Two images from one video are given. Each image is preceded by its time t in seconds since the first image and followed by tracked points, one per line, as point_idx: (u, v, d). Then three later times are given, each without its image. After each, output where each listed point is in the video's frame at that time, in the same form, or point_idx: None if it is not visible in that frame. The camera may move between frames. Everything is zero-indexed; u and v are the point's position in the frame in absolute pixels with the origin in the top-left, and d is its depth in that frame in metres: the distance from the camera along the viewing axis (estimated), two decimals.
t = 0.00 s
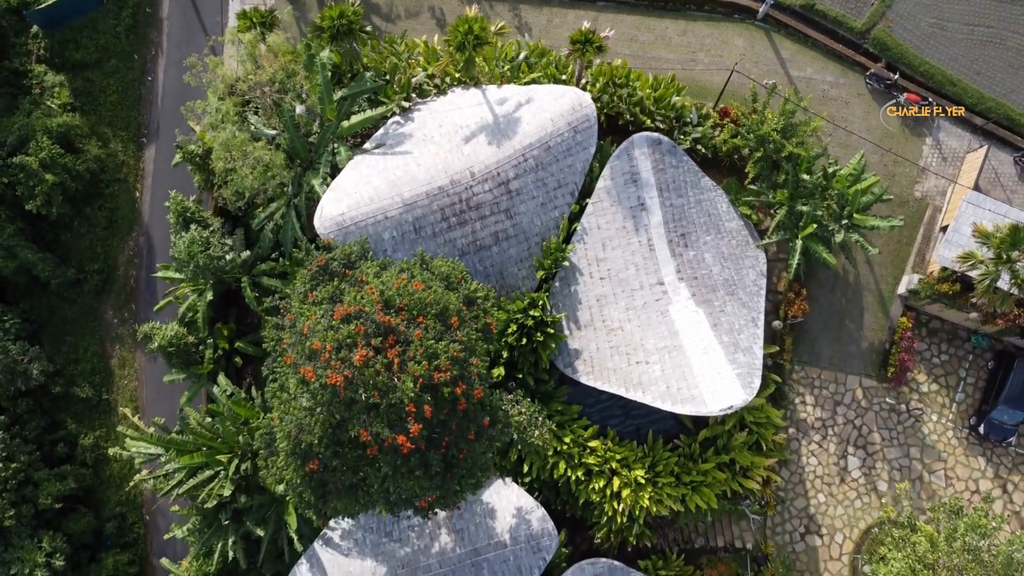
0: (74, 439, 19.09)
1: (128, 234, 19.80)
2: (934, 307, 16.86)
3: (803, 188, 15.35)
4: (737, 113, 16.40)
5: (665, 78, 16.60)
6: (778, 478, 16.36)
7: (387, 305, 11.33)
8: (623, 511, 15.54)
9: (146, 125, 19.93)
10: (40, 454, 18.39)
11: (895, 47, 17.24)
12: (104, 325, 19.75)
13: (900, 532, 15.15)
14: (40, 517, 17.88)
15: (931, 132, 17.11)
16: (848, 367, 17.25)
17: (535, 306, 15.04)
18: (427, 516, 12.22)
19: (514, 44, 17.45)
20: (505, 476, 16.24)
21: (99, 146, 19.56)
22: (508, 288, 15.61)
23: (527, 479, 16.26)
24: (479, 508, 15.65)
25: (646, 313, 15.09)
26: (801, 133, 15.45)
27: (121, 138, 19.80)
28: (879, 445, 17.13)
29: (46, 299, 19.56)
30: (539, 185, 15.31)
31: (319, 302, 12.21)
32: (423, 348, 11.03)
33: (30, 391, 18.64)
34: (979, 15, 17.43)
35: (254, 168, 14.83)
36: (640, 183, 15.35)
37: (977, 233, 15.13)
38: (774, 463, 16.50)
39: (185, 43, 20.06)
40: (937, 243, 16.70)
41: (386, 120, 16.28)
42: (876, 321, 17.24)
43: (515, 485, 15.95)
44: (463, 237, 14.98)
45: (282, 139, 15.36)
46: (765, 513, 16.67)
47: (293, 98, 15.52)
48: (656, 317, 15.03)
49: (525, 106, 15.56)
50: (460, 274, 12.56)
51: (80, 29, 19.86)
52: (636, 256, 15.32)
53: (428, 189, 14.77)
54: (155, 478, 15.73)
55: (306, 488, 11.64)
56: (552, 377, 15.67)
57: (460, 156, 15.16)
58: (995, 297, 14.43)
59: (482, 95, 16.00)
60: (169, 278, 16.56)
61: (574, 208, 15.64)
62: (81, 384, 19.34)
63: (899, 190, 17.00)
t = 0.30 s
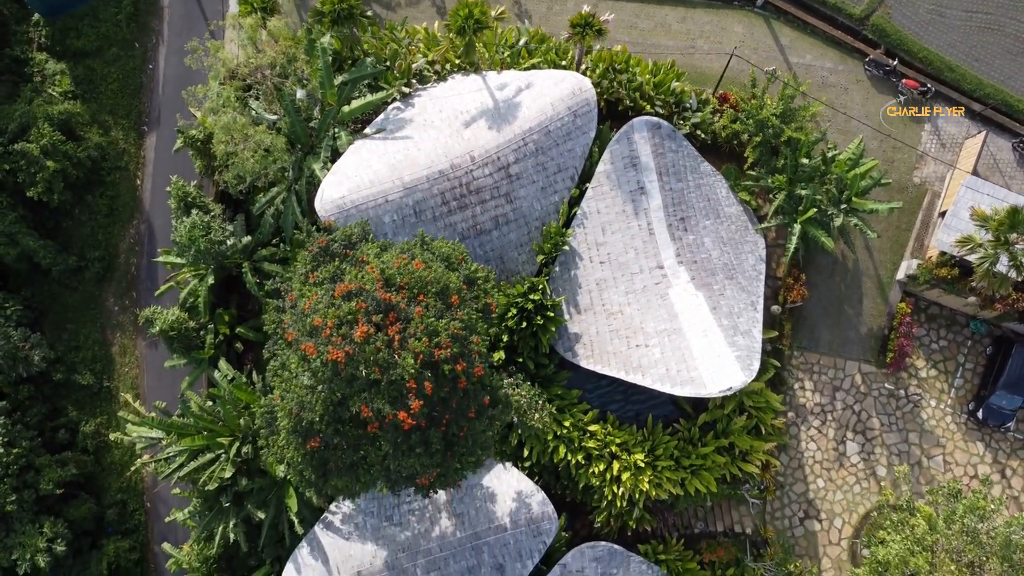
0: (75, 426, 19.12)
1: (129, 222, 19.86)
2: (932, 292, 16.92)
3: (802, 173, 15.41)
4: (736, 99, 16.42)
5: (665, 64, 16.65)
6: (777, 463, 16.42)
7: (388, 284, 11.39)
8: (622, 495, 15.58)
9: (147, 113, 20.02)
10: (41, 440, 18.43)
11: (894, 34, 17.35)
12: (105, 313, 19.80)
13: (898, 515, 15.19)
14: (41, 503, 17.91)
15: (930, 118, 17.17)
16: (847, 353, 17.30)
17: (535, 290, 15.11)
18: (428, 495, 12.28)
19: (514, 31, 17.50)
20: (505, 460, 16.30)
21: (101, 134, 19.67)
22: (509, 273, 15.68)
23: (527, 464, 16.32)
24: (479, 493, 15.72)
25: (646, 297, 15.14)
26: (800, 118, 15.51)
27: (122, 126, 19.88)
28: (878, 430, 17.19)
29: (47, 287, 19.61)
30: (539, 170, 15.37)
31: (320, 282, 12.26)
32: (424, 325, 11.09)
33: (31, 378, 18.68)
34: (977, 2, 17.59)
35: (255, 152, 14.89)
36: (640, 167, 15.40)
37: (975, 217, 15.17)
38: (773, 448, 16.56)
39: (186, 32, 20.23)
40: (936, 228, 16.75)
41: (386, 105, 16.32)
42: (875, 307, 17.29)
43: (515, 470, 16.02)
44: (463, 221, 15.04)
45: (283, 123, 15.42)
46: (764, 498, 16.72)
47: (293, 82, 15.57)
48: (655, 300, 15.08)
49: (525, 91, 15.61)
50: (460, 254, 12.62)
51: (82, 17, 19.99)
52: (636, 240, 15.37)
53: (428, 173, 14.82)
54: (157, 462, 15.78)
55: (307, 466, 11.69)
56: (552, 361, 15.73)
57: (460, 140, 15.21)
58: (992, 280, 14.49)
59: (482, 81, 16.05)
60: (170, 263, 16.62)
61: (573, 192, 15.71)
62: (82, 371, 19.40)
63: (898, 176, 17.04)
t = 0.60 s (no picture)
0: (76, 413, 19.14)
1: (130, 209, 19.92)
2: (932, 277, 16.97)
3: (801, 157, 15.48)
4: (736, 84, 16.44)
5: (664, 49, 16.69)
6: (777, 447, 16.44)
7: (389, 261, 11.43)
8: (622, 479, 15.61)
9: (148, 101, 20.11)
10: (42, 426, 18.43)
11: (893, 19, 17.44)
12: (106, 300, 19.85)
13: (898, 498, 15.22)
14: (42, 488, 17.91)
15: (928, 104, 17.25)
16: (847, 338, 17.34)
17: (535, 274, 15.16)
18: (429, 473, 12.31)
19: (514, 17, 17.55)
20: (505, 445, 16.31)
21: (101, 121, 19.73)
22: (509, 258, 15.72)
23: (527, 448, 16.33)
24: (479, 477, 15.73)
25: (646, 280, 15.18)
26: (800, 102, 15.56)
27: (123, 114, 19.97)
28: (877, 415, 17.22)
29: (48, 274, 19.65)
30: (539, 154, 15.42)
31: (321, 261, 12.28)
32: (425, 302, 11.12)
33: (32, 364, 18.70)
34: None
35: (256, 135, 14.94)
36: (640, 150, 15.45)
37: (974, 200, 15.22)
38: (773, 432, 16.60)
39: (186, 18, 20.40)
40: (935, 213, 16.80)
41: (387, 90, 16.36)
42: (875, 292, 17.33)
43: (515, 454, 16.02)
44: (463, 205, 15.07)
45: (284, 107, 15.47)
46: (764, 482, 16.75)
47: (295, 66, 15.62)
48: (655, 283, 15.11)
49: (526, 75, 15.65)
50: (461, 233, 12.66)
51: (82, 4, 20.21)
52: (636, 223, 15.42)
53: (428, 156, 14.85)
54: (157, 446, 15.80)
55: (308, 444, 11.70)
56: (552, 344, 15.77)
57: (461, 124, 15.26)
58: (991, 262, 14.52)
59: (482, 66, 16.10)
60: (171, 248, 16.67)
61: (573, 176, 15.77)
62: (83, 358, 19.43)
63: (897, 160, 17.13)
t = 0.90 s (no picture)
0: (77, 399, 19.16)
1: (131, 196, 19.96)
2: (931, 262, 17.00)
3: (801, 140, 15.52)
4: (736, 68, 16.46)
5: (664, 33, 16.74)
6: (777, 431, 16.47)
7: (389, 238, 11.46)
8: (623, 462, 15.63)
9: (149, 88, 20.16)
10: (43, 411, 18.47)
11: (893, 5, 17.67)
12: (107, 287, 19.89)
13: (898, 481, 15.24)
14: (43, 473, 17.95)
15: (928, 89, 17.32)
16: (846, 323, 17.37)
17: (535, 258, 15.21)
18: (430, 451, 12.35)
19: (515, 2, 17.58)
20: (506, 429, 16.33)
21: (103, 108, 19.77)
22: (510, 241, 15.76)
23: (528, 432, 16.33)
24: (479, 460, 15.76)
25: (646, 263, 15.21)
26: (800, 85, 15.61)
27: (124, 101, 20.03)
28: (877, 399, 17.25)
29: (49, 260, 19.71)
30: (540, 137, 15.45)
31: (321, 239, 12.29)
32: (426, 278, 11.16)
33: (33, 350, 18.74)
34: None
35: (257, 118, 14.98)
36: (640, 133, 15.49)
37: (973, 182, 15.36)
38: (773, 415, 16.63)
39: (187, 5, 20.47)
40: (935, 197, 16.84)
41: (388, 75, 16.40)
42: (874, 277, 17.36)
43: (516, 438, 16.03)
44: (464, 188, 15.11)
45: (285, 90, 15.51)
46: (764, 466, 16.79)
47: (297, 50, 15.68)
48: (655, 266, 15.14)
49: (526, 58, 15.68)
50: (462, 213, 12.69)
51: None
52: (636, 206, 15.45)
53: (429, 139, 14.87)
54: (159, 428, 15.83)
55: (309, 422, 11.75)
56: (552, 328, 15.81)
57: (461, 107, 15.29)
58: (990, 244, 14.57)
59: (483, 50, 16.12)
60: (172, 232, 16.71)
61: (574, 159, 15.82)
62: (84, 345, 19.46)
63: (896, 144, 17.17)
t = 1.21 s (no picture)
0: (78, 385, 19.19)
1: (132, 183, 19.99)
2: (931, 247, 17.03)
3: (801, 123, 15.56)
4: (736, 52, 16.50)
5: (665, 18, 16.78)
6: (777, 414, 16.50)
7: (390, 215, 11.49)
8: (623, 445, 15.66)
9: (150, 75, 20.21)
10: (44, 397, 18.50)
11: None
12: (108, 274, 19.93)
13: (897, 463, 15.27)
14: (45, 458, 17.99)
15: (927, 74, 17.40)
16: (846, 308, 17.40)
17: (536, 241, 15.26)
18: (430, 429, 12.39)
19: None
20: (506, 413, 16.30)
21: (104, 95, 19.82)
22: (510, 225, 15.82)
23: (528, 416, 16.31)
24: (479, 444, 15.77)
25: (646, 245, 15.25)
26: (800, 69, 15.66)
27: (125, 88, 20.08)
28: (877, 384, 17.28)
29: (51, 246, 19.76)
30: (540, 120, 15.50)
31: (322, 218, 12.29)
32: (427, 254, 11.20)
33: (34, 336, 18.76)
34: None
35: (259, 100, 15.01)
36: (640, 116, 15.53)
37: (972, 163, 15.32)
38: (773, 399, 16.65)
39: None
40: (934, 181, 16.88)
41: (388, 59, 16.44)
42: (874, 262, 17.40)
43: (516, 422, 16.01)
44: (464, 171, 15.15)
45: (286, 74, 15.57)
46: (764, 450, 16.81)
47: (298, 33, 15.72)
48: (655, 248, 15.17)
49: (526, 42, 15.71)
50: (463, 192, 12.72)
51: None
52: (637, 189, 15.49)
53: (430, 122, 14.90)
54: (160, 411, 15.86)
55: (310, 399, 11.79)
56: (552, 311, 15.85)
57: (462, 91, 15.32)
58: (989, 226, 14.60)
59: (483, 34, 16.15)
60: (173, 216, 16.75)
61: (574, 143, 15.87)
62: (86, 331, 19.49)
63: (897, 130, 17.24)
